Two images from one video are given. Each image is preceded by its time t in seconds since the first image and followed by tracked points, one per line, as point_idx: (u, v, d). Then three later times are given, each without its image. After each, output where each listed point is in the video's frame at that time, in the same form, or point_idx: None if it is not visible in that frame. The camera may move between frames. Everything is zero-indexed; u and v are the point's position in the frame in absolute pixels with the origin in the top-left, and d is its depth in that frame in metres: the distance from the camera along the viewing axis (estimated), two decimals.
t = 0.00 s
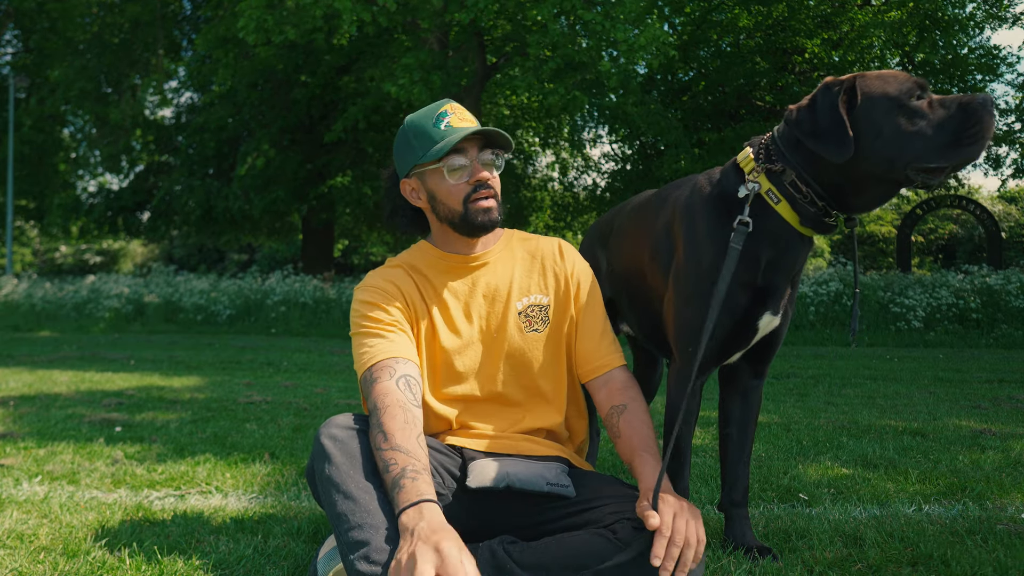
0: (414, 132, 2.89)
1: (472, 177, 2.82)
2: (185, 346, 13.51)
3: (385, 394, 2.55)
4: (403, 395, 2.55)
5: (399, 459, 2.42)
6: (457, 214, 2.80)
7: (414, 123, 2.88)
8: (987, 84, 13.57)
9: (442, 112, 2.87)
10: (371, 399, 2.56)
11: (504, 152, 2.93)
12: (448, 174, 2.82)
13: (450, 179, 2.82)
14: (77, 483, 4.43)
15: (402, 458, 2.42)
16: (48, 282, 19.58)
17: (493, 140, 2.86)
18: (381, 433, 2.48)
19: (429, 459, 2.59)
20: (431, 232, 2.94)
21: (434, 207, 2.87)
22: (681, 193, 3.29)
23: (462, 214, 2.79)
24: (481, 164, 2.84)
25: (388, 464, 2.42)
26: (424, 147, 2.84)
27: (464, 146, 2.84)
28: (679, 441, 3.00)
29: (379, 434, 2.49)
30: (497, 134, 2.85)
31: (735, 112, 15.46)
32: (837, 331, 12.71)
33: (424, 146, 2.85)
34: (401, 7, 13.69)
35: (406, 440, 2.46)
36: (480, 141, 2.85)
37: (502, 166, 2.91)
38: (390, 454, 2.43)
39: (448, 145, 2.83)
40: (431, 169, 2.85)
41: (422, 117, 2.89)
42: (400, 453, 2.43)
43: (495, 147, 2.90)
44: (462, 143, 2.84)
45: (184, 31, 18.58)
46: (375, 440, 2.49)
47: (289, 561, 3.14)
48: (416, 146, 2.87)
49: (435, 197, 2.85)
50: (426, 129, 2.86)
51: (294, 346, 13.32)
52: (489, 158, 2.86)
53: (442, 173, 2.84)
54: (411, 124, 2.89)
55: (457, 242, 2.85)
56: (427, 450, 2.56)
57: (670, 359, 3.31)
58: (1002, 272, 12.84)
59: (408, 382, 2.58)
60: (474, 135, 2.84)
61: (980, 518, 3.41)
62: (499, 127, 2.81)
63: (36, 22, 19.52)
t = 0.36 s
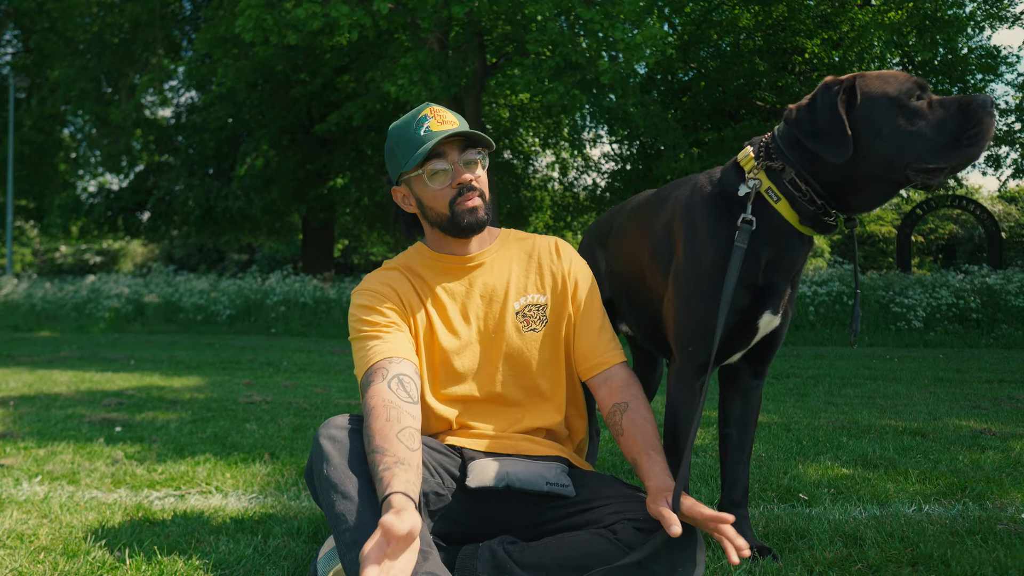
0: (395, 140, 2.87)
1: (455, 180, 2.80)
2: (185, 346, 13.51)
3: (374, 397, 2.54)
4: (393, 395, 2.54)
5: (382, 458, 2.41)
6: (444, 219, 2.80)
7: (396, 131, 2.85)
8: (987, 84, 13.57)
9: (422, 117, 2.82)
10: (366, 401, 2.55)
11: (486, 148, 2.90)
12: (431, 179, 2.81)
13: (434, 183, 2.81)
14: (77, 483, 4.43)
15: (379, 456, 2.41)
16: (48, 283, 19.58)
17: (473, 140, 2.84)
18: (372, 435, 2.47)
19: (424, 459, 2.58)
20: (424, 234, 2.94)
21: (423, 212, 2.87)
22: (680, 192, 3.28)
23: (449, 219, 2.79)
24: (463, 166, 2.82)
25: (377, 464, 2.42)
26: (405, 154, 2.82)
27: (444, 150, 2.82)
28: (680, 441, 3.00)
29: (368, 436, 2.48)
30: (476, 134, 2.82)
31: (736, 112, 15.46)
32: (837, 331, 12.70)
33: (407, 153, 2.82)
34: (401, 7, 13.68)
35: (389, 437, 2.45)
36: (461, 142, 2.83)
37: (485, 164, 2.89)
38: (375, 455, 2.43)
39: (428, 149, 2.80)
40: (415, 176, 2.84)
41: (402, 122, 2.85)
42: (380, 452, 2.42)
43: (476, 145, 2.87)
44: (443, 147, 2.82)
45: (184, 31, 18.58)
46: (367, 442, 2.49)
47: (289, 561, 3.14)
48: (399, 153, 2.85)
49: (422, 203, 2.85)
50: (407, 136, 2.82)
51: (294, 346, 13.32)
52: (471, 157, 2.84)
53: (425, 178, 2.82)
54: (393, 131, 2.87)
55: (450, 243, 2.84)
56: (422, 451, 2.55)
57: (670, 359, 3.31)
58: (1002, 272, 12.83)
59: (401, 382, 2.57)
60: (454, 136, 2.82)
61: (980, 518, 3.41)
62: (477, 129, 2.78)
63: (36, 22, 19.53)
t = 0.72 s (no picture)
0: (394, 139, 2.87)
1: (448, 184, 2.80)
2: (185, 346, 13.51)
3: (374, 397, 2.54)
4: (392, 395, 2.54)
5: (382, 460, 2.41)
6: (438, 221, 2.80)
7: (395, 130, 2.85)
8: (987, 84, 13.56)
9: (420, 118, 2.82)
10: (365, 401, 2.55)
11: (483, 153, 2.88)
12: (425, 182, 2.81)
13: (427, 186, 2.81)
14: (77, 483, 4.43)
15: (380, 458, 2.41)
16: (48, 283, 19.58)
17: (469, 143, 2.83)
18: (372, 437, 2.47)
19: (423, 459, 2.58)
20: (422, 232, 2.94)
21: (418, 214, 2.88)
22: (679, 193, 3.28)
23: (442, 221, 2.79)
24: (458, 169, 2.81)
25: (376, 465, 2.42)
26: (401, 156, 2.83)
27: (440, 153, 2.82)
28: (680, 441, 2.99)
29: (368, 437, 2.49)
30: (471, 139, 2.81)
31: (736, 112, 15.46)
32: (837, 331, 12.70)
33: (403, 153, 2.82)
34: (401, 7, 13.68)
35: (388, 439, 2.45)
36: (456, 144, 2.82)
37: (482, 168, 2.87)
38: (375, 457, 2.43)
39: (423, 152, 2.80)
40: (410, 178, 2.84)
41: (401, 123, 2.86)
42: (380, 454, 2.42)
43: (473, 150, 2.86)
44: (438, 149, 2.81)
45: (184, 31, 18.57)
46: (367, 443, 2.49)
47: (289, 561, 3.14)
48: (396, 154, 2.86)
49: (416, 204, 2.86)
50: (404, 137, 2.83)
51: (294, 346, 13.32)
52: (466, 160, 2.82)
53: (419, 181, 2.82)
54: (391, 133, 2.87)
55: (447, 243, 2.84)
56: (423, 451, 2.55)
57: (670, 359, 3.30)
58: (1003, 272, 12.82)
59: (400, 381, 2.57)
60: (450, 138, 2.80)
61: (980, 518, 3.41)
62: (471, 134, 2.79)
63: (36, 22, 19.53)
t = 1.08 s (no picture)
0: (403, 135, 2.87)
1: (453, 186, 2.80)
2: (185, 346, 13.51)
3: (375, 397, 2.54)
4: (393, 395, 2.54)
5: (382, 460, 2.41)
6: (440, 223, 2.80)
7: (405, 125, 2.85)
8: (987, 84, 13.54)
9: (431, 117, 2.82)
10: (366, 402, 2.55)
11: (490, 159, 2.89)
12: (430, 183, 2.81)
13: (432, 187, 2.81)
14: (77, 483, 4.43)
15: (381, 458, 2.41)
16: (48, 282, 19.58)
17: (477, 147, 2.83)
18: (373, 437, 2.47)
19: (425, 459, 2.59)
20: (425, 232, 2.94)
21: (421, 213, 2.88)
22: (679, 192, 3.28)
23: (445, 223, 2.79)
24: (464, 172, 2.81)
25: (376, 466, 2.42)
26: (408, 154, 2.82)
27: (447, 154, 2.82)
28: (679, 442, 2.99)
29: (369, 438, 2.49)
30: (481, 145, 2.81)
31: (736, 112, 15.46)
32: (837, 331, 12.70)
33: (411, 151, 2.82)
34: (400, 7, 13.68)
35: (387, 440, 2.45)
36: (465, 148, 2.82)
37: (488, 173, 2.88)
38: (375, 457, 2.43)
39: (432, 152, 2.80)
40: (416, 176, 2.84)
41: (411, 121, 2.85)
42: (380, 454, 2.42)
43: (482, 155, 2.86)
44: (446, 151, 2.81)
45: (184, 31, 18.56)
46: (367, 443, 2.49)
47: (289, 561, 3.14)
48: (404, 151, 2.85)
49: (420, 203, 2.86)
50: (414, 134, 2.82)
51: (294, 346, 13.32)
52: (473, 165, 2.83)
53: (424, 181, 2.82)
54: (400, 129, 2.87)
55: (449, 244, 2.84)
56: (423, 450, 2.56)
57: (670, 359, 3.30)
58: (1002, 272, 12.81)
59: (401, 382, 2.57)
60: (459, 142, 2.80)
61: (980, 518, 3.41)
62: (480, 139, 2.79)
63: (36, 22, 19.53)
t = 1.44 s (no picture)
0: (418, 130, 2.87)
1: (465, 186, 2.80)
2: (185, 346, 13.51)
3: (379, 397, 2.54)
4: (397, 395, 2.54)
5: (388, 460, 2.41)
6: (448, 221, 2.80)
7: (422, 120, 2.85)
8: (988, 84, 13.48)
9: (449, 115, 2.82)
10: (370, 401, 2.55)
11: (504, 162, 2.89)
12: (442, 180, 2.81)
13: (443, 184, 2.81)
14: (77, 483, 4.42)
15: (388, 458, 2.41)
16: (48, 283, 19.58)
17: (492, 149, 2.83)
18: (377, 437, 2.47)
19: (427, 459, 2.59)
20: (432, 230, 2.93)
21: (431, 210, 2.87)
22: (680, 192, 3.28)
23: (453, 221, 2.79)
24: (477, 173, 2.81)
25: (379, 466, 2.42)
26: (423, 150, 2.82)
27: (461, 153, 2.81)
28: (679, 442, 2.99)
29: (373, 437, 2.48)
30: (496, 148, 2.82)
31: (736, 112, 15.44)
32: (837, 331, 12.70)
33: (426, 146, 2.82)
34: (400, 7, 13.67)
35: (393, 440, 2.45)
36: (479, 148, 2.82)
37: (501, 175, 2.88)
38: (380, 457, 2.43)
39: (447, 150, 2.80)
40: (428, 173, 2.84)
41: (428, 117, 2.85)
42: (386, 454, 2.42)
43: (496, 157, 2.86)
44: (460, 150, 2.81)
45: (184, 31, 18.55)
46: (370, 443, 2.49)
47: (289, 561, 3.14)
48: (418, 146, 2.85)
49: (429, 199, 2.86)
50: (429, 130, 2.82)
51: (294, 346, 13.31)
52: (486, 166, 2.83)
53: (436, 178, 2.82)
54: (417, 124, 2.86)
55: (456, 244, 2.83)
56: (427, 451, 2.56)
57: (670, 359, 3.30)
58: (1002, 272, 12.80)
59: (405, 382, 2.57)
60: (474, 142, 2.80)
61: (980, 518, 3.41)
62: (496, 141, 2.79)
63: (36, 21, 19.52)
